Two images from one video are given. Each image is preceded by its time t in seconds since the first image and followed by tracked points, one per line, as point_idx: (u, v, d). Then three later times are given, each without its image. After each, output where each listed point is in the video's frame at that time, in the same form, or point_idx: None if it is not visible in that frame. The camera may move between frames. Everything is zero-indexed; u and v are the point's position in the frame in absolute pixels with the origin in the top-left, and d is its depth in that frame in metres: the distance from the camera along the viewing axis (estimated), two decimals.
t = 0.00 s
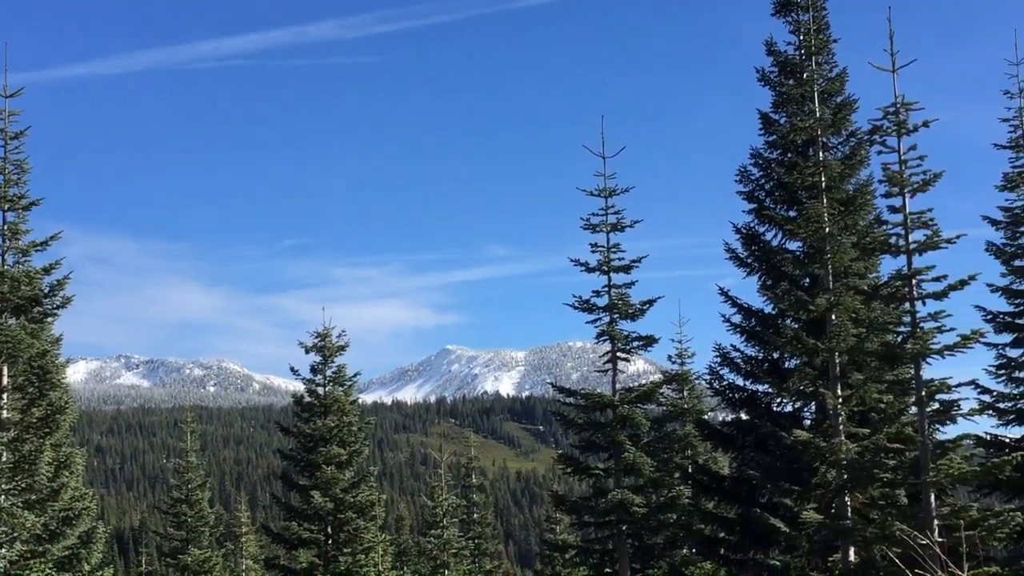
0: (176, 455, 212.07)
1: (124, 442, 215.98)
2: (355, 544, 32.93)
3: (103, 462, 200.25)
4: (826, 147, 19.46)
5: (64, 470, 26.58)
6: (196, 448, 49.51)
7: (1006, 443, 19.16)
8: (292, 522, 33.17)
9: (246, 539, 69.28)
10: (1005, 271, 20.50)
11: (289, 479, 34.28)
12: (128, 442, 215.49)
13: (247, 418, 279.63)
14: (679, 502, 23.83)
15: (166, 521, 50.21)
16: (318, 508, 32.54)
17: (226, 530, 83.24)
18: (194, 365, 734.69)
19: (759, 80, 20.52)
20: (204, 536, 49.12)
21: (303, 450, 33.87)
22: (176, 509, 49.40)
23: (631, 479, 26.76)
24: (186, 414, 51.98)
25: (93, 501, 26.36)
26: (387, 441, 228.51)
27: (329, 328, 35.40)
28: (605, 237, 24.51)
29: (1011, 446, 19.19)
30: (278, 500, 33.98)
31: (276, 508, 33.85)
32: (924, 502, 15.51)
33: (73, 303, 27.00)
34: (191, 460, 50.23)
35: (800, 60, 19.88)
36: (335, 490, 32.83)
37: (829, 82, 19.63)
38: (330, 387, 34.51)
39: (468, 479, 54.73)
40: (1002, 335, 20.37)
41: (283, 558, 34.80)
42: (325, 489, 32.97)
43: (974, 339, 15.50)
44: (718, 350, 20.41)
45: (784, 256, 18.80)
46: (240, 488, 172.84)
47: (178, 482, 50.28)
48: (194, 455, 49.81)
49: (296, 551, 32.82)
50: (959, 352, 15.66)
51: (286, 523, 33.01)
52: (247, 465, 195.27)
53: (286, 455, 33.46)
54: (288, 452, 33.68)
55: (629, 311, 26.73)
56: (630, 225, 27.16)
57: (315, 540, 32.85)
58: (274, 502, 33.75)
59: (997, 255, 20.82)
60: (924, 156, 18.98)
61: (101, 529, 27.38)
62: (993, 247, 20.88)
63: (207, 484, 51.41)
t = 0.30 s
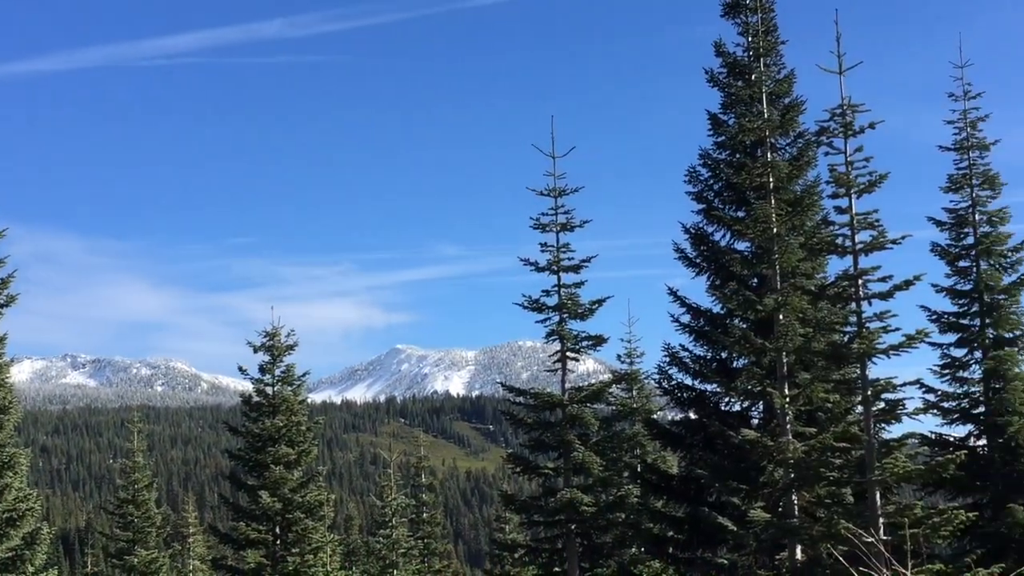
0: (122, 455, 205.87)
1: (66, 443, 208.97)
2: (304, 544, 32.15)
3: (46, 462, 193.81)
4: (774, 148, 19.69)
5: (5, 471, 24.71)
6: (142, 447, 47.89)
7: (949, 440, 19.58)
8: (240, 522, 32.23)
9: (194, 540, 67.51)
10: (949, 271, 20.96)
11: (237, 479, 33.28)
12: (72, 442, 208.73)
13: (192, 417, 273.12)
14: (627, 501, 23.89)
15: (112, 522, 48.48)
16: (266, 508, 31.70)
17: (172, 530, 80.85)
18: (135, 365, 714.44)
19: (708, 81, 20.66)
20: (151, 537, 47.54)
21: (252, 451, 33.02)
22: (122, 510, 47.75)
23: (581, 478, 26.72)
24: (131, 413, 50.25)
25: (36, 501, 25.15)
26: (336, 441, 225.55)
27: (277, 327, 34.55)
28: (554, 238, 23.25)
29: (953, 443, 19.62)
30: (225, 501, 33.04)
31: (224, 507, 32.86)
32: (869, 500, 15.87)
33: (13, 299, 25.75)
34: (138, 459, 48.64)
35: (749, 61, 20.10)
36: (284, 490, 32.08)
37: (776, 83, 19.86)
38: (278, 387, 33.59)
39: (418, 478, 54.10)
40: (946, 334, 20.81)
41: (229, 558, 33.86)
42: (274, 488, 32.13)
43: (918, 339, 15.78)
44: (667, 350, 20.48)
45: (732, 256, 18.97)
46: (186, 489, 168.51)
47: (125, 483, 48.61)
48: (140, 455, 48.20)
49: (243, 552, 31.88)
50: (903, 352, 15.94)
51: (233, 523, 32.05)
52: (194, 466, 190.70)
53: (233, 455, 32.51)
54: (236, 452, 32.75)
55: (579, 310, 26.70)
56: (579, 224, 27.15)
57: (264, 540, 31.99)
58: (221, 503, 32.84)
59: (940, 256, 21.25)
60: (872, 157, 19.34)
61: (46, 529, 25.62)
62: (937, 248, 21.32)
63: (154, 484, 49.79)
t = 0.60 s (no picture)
0: (65, 459, 198.95)
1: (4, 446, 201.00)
2: (251, 547, 31.35)
3: None
4: (722, 150, 19.89)
5: None
6: (88, 451, 46.19)
7: (894, 441, 19.92)
8: (186, 526, 31.34)
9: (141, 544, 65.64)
10: (893, 274, 21.37)
11: (183, 482, 32.18)
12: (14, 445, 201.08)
13: (135, 419, 265.50)
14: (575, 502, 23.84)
15: (55, 526, 46.72)
16: (212, 511, 30.78)
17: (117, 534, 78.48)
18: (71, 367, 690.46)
19: (656, 83, 20.77)
20: (96, 540, 45.90)
21: (198, 453, 32.02)
22: (64, 514, 45.91)
23: (531, 479, 26.58)
24: (77, 415, 48.59)
25: None
26: (282, 443, 221.79)
27: (225, 328, 33.59)
28: (503, 238, 24.07)
29: (898, 443, 19.98)
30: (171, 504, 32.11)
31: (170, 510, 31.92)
32: (815, 500, 16.08)
33: None
34: (83, 462, 47.04)
35: (697, 64, 20.32)
36: (230, 492, 31.17)
37: (724, 86, 20.09)
38: (226, 389, 32.38)
39: (366, 480, 53.21)
40: (891, 335, 21.20)
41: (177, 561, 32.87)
42: (220, 491, 31.22)
43: (863, 340, 16.05)
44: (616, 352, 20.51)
45: (680, 258, 19.10)
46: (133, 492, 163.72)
47: (68, 486, 46.87)
48: (84, 457, 46.54)
49: (189, 556, 30.92)
50: (848, 353, 16.20)
51: (179, 527, 31.13)
52: (140, 468, 185.73)
53: (178, 458, 31.44)
54: (181, 455, 31.65)
55: (528, 312, 26.58)
56: (528, 225, 27.08)
57: (210, 543, 31.13)
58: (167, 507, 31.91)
59: (886, 259, 21.64)
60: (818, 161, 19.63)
61: None
62: (883, 250, 21.71)
63: (99, 487, 48.14)
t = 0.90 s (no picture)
0: None
1: None
2: (197, 550, 30.46)
3: None
4: (671, 153, 20.02)
5: None
6: (28, 452, 44.31)
7: (840, 442, 20.19)
8: (132, 529, 30.39)
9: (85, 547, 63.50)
10: (840, 276, 21.75)
11: (129, 484, 31.05)
12: None
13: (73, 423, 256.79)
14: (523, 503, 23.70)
15: None
16: (158, 514, 29.77)
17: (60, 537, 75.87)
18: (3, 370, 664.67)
19: (606, 85, 20.82)
20: (39, 544, 44.05)
21: (144, 455, 30.81)
22: (7, 517, 43.81)
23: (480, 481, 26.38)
24: (20, 416, 46.66)
25: None
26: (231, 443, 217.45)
27: (172, 329, 32.51)
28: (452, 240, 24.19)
29: (843, 444, 20.27)
30: (117, 507, 31.09)
31: (115, 513, 30.88)
32: (762, 501, 16.28)
33: None
34: (26, 464, 45.21)
35: (646, 67, 20.44)
36: (177, 495, 30.12)
37: (673, 89, 20.26)
38: (173, 391, 31.35)
39: (314, 481, 52.05)
40: (837, 337, 21.55)
41: (123, 563, 31.88)
42: (166, 494, 30.19)
43: (809, 341, 16.28)
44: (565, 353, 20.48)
45: (629, 260, 19.19)
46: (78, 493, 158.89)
47: (12, 489, 44.88)
48: (28, 459, 44.73)
49: (134, 559, 29.88)
50: (795, 354, 16.41)
51: (124, 530, 30.09)
52: (85, 469, 180.35)
53: (123, 460, 30.25)
54: (127, 457, 30.55)
55: (476, 313, 26.39)
56: (477, 227, 26.88)
57: (156, 546, 30.15)
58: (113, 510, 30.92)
59: (832, 261, 22.00)
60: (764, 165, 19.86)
61: None
62: (829, 252, 22.08)
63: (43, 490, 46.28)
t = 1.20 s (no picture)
0: None
1: None
2: (143, 550, 29.57)
3: None
4: (620, 153, 20.09)
5: None
6: None
7: (787, 441, 20.47)
8: (76, 528, 29.20)
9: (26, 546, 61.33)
10: (788, 276, 22.09)
11: (74, 484, 29.94)
12: None
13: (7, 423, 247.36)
14: (472, 503, 23.55)
15: None
16: (102, 514, 28.73)
17: None
18: None
19: (556, 84, 20.78)
20: None
21: (89, 454, 29.72)
22: None
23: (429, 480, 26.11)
24: None
25: None
26: (176, 443, 212.26)
27: (118, 326, 31.38)
28: (401, 238, 23.91)
29: (791, 443, 20.56)
30: (60, 507, 29.92)
31: (58, 512, 29.76)
32: (708, 500, 16.40)
33: None
34: None
35: (596, 66, 20.47)
36: (123, 494, 29.07)
37: (622, 89, 20.34)
38: (118, 389, 30.27)
39: (262, 480, 50.94)
40: (785, 337, 21.88)
41: (66, 563, 30.75)
42: (111, 493, 29.10)
43: (756, 341, 16.46)
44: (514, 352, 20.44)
45: (578, 259, 19.21)
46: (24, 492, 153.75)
47: None
48: None
49: (78, 559, 28.88)
50: (742, 354, 16.58)
51: (68, 530, 28.90)
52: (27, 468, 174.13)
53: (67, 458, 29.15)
54: (71, 457, 29.40)
55: (426, 312, 26.12)
56: (427, 225, 26.62)
57: (100, 546, 29.06)
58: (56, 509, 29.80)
59: (779, 261, 22.33)
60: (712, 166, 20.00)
61: None
62: (777, 252, 22.42)
63: None
